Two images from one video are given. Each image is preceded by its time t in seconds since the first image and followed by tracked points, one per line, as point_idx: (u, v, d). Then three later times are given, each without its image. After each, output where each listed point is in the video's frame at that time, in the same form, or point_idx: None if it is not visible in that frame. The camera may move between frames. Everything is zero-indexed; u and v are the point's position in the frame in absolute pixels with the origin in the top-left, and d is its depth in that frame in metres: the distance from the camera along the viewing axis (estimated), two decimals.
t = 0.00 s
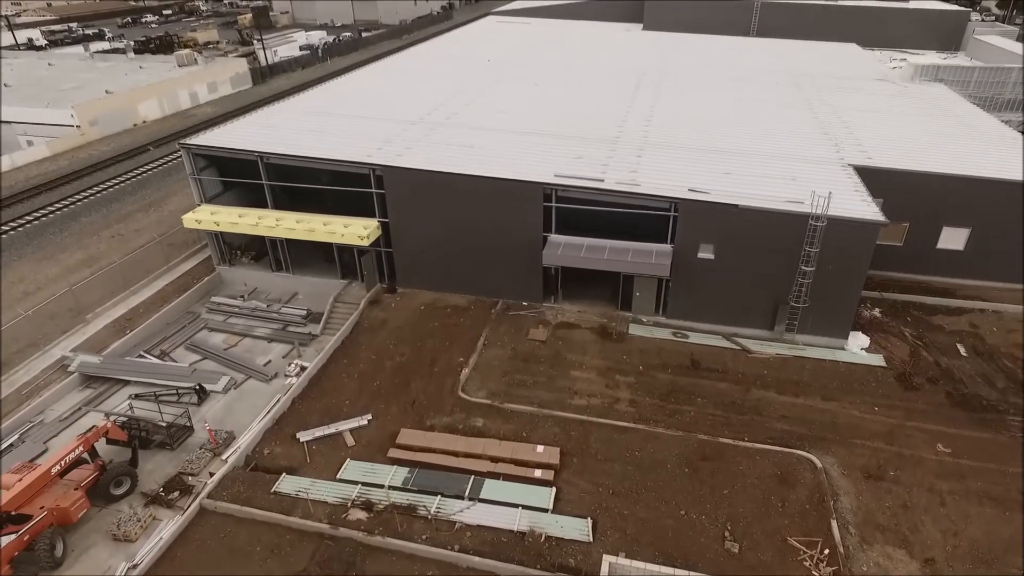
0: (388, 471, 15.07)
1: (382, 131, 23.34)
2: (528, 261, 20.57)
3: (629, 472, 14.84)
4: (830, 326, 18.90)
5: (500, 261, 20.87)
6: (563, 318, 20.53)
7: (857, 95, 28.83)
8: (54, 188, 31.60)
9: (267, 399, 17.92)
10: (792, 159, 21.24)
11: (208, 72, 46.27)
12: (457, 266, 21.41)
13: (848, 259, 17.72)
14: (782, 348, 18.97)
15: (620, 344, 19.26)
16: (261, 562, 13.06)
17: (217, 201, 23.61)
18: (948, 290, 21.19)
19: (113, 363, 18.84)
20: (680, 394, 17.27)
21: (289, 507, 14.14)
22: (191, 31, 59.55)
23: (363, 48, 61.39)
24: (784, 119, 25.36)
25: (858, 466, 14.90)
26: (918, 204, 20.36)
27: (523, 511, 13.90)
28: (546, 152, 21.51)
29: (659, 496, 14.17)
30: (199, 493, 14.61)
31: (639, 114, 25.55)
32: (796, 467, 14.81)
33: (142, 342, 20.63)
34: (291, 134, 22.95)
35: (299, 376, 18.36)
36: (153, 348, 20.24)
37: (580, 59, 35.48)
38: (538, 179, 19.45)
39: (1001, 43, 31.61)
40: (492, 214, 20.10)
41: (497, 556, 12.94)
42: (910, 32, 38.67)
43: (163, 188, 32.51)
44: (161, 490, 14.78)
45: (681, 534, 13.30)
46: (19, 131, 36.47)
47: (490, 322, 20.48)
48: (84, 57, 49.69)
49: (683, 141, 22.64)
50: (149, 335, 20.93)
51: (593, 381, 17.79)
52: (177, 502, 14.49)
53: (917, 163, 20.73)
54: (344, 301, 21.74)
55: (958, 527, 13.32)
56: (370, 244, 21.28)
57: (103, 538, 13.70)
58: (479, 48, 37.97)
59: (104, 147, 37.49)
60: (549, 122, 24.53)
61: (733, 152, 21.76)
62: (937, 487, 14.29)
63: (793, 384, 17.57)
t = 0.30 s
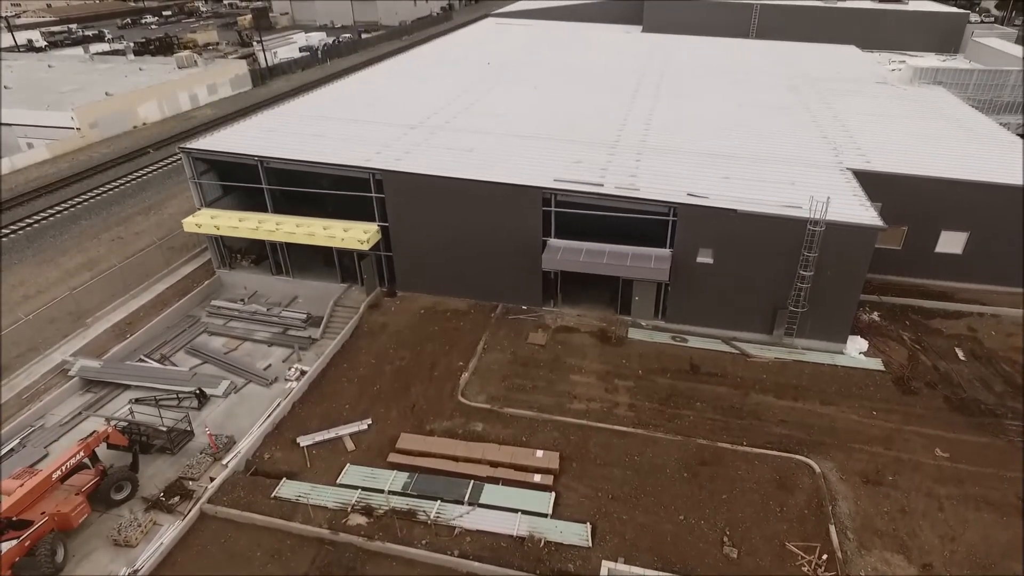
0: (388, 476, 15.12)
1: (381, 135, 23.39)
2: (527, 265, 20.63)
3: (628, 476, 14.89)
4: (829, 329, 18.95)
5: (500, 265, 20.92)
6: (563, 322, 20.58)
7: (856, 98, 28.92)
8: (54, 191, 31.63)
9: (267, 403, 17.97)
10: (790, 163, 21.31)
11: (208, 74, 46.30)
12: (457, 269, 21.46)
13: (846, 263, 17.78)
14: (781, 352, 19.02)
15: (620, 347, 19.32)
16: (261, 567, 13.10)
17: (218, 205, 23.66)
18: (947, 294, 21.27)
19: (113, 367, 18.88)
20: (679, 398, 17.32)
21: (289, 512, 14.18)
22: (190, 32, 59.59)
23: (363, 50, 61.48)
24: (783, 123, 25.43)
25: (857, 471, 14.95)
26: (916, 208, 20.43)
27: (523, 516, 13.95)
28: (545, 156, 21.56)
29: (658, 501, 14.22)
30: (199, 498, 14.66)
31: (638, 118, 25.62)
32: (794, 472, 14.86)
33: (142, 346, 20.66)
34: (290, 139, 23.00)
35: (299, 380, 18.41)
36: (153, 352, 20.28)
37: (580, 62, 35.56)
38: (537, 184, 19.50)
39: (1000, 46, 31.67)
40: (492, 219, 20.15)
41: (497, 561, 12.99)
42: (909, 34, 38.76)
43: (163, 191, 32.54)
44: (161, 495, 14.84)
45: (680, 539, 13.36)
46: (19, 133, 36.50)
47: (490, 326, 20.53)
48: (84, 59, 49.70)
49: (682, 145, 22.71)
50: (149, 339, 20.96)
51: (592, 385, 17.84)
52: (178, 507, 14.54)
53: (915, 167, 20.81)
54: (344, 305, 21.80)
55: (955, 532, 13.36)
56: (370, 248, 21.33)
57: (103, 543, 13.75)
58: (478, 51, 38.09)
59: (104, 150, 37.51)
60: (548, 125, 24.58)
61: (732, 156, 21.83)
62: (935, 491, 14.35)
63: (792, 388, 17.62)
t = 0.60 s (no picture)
0: (388, 480, 15.15)
1: (381, 138, 23.42)
2: (527, 268, 20.66)
3: (628, 480, 14.93)
4: (828, 333, 18.98)
5: (499, 268, 20.95)
6: (563, 325, 20.62)
7: (856, 100, 28.96)
8: (54, 194, 31.64)
9: (267, 407, 17.99)
10: (790, 167, 21.35)
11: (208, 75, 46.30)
12: (457, 273, 21.49)
13: (845, 267, 17.81)
14: (780, 356, 19.06)
15: (619, 351, 19.36)
16: (262, 572, 13.13)
17: (218, 208, 23.68)
18: (946, 297, 21.32)
19: (113, 371, 18.90)
20: (678, 402, 17.35)
21: (289, 517, 14.21)
22: (190, 33, 59.59)
23: (363, 51, 61.53)
24: (782, 126, 25.48)
25: (855, 475, 14.99)
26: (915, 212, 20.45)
27: (523, 520, 13.98)
28: (545, 160, 21.60)
29: (657, 506, 14.26)
30: (199, 502, 14.69)
31: (638, 121, 25.65)
32: (793, 476, 14.89)
33: (142, 349, 20.68)
34: (290, 142, 23.03)
35: (299, 383, 18.44)
36: (153, 355, 20.30)
37: (579, 64, 35.61)
38: (537, 188, 19.54)
39: (999, 48, 31.72)
40: (492, 222, 20.19)
41: (496, 566, 13.02)
42: (908, 35, 38.79)
43: (163, 193, 32.57)
44: (161, 499, 14.86)
45: (679, 543, 13.39)
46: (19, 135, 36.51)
47: (489, 329, 20.57)
48: (84, 60, 49.73)
49: (682, 149, 22.75)
50: (149, 342, 20.97)
51: (592, 389, 17.88)
52: (178, 512, 14.56)
53: (914, 170, 20.84)
54: (344, 308, 21.84)
55: (954, 536, 13.39)
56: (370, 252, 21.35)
57: (104, 548, 13.78)
58: (478, 54, 38.15)
59: (104, 151, 37.52)
60: (548, 129, 24.61)
61: (731, 159, 21.86)
62: (933, 496, 14.39)
63: (791, 392, 17.65)
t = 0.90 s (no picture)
0: (388, 484, 15.17)
1: (382, 141, 23.46)
2: (526, 271, 20.69)
3: (628, 484, 14.96)
4: (827, 336, 19.00)
5: (500, 271, 20.98)
6: (563, 329, 20.65)
7: (855, 103, 29.01)
8: (54, 196, 31.66)
9: (267, 410, 18.02)
10: (789, 170, 21.39)
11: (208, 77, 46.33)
12: (457, 276, 21.51)
13: (845, 271, 17.84)
14: (779, 359, 19.08)
15: (619, 354, 19.38)
16: None
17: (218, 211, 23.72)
18: (945, 300, 21.36)
19: (114, 375, 18.92)
20: (678, 405, 17.38)
21: (290, 521, 14.24)
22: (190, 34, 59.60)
23: (363, 52, 61.58)
24: (782, 129, 25.51)
25: (855, 479, 15.01)
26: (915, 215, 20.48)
27: (523, 524, 14.01)
28: (545, 163, 21.63)
29: (657, 510, 14.28)
30: (200, 506, 14.71)
31: (637, 124, 25.69)
32: (793, 480, 14.91)
33: (143, 352, 20.70)
34: (291, 145, 23.07)
35: (300, 387, 18.47)
36: (154, 359, 20.32)
37: (579, 66, 35.66)
38: (537, 192, 19.58)
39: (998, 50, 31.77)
40: (492, 225, 20.22)
41: (496, 570, 13.05)
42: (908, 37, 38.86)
43: (163, 195, 32.60)
44: (162, 503, 14.88)
45: (679, 547, 13.42)
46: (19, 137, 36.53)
47: (489, 332, 20.60)
48: (84, 61, 49.76)
49: (681, 152, 22.78)
50: (149, 345, 20.99)
51: (592, 392, 17.91)
52: (179, 515, 14.59)
53: (913, 173, 20.87)
54: (344, 311, 21.95)
55: (953, 541, 13.41)
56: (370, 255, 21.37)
57: (105, 552, 13.80)
58: (478, 56, 38.18)
59: (105, 153, 37.55)
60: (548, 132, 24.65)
61: (731, 163, 21.90)
62: (933, 500, 14.41)
63: (791, 396, 17.67)
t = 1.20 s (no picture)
0: (388, 487, 15.20)
1: (382, 144, 23.47)
2: (526, 274, 20.70)
3: (627, 487, 14.98)
4: (827, 339, 19.01)
5: (500, 274, 21.00)
6: (563, 331, 20.67)
7: (855, 105, 29.03)
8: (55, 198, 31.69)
9: (268, 413, 18.05)
10: (789, 173, 21.41)
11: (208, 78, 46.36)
12: (457, 278, 21.53)
13: (844, 273, 17.85)
14: (779, 362, 19.10)
15: (619, 357, 19.41)
16: None
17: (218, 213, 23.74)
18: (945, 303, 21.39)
19: (114, 377, 18.95)
20: (678, 408, 17.40)
21: (290, 524, 14.26)
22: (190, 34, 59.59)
23: (363, 53, 61.61)
24: (782, 131, 25.53)
25: (855, 482, 15.03)
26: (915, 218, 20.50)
27: (522, 528, 14.03)
28: (545, 165, 21.65)
29: (657, 513, 14.29)
30: (201, 509, 14.76)
31: (637, 126, 25.73)
32: (793, 483, 14.93)
33: (143, 355, 20.74)
34: (291, 147, 23.08)
35: (300, 390, 18.50)
36: (154, 361, 20.36)
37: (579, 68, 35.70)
38: (537, 194, 19.60)
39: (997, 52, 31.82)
40: (492, 228, 20.23)
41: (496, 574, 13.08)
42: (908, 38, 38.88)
43: (164, 197, 32.63)
44: (162, 506, 14.94)
45: (679, 551, 13.44)
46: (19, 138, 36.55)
47: (490, 335, 20.62)
48: (85, 62, 49.80)
49: (681, 154, 22.80)
50: (150, 348, 21.02)
51: (592, 395, 17.93)
52: (179, 519, 14.65)
53: (913, 176, 20.90)
54: (345, 313, 21.96)
55: (953, 544, 13.43)
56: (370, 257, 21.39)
57: (105, 556, 13.84)
58: (478, 58, 38.21)
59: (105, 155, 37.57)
60: (548, 134, 24.68)
61: (730, 165, 21.91)
62: (933, 503, 14.44)
63: (791, 399, 17.69)
